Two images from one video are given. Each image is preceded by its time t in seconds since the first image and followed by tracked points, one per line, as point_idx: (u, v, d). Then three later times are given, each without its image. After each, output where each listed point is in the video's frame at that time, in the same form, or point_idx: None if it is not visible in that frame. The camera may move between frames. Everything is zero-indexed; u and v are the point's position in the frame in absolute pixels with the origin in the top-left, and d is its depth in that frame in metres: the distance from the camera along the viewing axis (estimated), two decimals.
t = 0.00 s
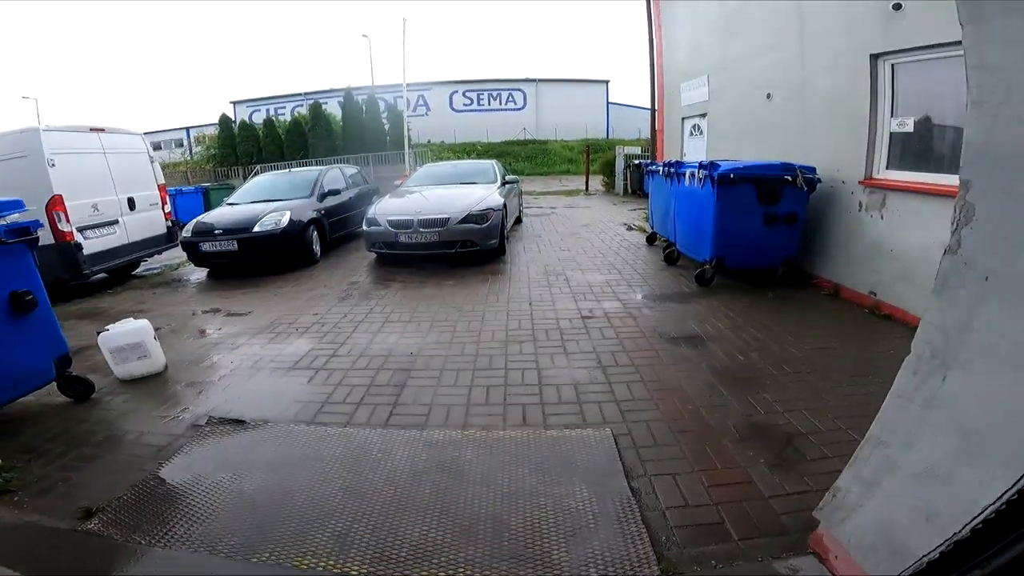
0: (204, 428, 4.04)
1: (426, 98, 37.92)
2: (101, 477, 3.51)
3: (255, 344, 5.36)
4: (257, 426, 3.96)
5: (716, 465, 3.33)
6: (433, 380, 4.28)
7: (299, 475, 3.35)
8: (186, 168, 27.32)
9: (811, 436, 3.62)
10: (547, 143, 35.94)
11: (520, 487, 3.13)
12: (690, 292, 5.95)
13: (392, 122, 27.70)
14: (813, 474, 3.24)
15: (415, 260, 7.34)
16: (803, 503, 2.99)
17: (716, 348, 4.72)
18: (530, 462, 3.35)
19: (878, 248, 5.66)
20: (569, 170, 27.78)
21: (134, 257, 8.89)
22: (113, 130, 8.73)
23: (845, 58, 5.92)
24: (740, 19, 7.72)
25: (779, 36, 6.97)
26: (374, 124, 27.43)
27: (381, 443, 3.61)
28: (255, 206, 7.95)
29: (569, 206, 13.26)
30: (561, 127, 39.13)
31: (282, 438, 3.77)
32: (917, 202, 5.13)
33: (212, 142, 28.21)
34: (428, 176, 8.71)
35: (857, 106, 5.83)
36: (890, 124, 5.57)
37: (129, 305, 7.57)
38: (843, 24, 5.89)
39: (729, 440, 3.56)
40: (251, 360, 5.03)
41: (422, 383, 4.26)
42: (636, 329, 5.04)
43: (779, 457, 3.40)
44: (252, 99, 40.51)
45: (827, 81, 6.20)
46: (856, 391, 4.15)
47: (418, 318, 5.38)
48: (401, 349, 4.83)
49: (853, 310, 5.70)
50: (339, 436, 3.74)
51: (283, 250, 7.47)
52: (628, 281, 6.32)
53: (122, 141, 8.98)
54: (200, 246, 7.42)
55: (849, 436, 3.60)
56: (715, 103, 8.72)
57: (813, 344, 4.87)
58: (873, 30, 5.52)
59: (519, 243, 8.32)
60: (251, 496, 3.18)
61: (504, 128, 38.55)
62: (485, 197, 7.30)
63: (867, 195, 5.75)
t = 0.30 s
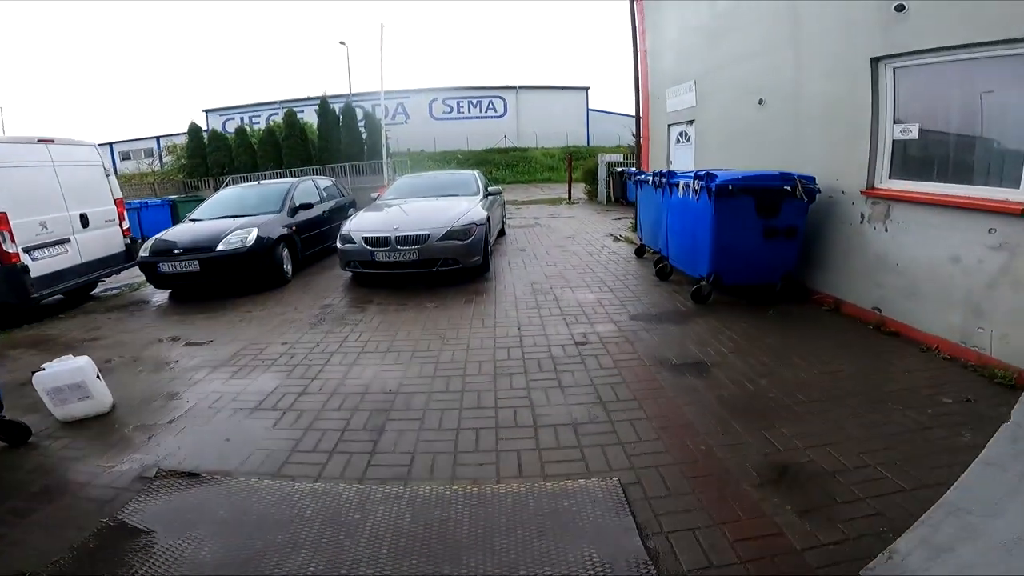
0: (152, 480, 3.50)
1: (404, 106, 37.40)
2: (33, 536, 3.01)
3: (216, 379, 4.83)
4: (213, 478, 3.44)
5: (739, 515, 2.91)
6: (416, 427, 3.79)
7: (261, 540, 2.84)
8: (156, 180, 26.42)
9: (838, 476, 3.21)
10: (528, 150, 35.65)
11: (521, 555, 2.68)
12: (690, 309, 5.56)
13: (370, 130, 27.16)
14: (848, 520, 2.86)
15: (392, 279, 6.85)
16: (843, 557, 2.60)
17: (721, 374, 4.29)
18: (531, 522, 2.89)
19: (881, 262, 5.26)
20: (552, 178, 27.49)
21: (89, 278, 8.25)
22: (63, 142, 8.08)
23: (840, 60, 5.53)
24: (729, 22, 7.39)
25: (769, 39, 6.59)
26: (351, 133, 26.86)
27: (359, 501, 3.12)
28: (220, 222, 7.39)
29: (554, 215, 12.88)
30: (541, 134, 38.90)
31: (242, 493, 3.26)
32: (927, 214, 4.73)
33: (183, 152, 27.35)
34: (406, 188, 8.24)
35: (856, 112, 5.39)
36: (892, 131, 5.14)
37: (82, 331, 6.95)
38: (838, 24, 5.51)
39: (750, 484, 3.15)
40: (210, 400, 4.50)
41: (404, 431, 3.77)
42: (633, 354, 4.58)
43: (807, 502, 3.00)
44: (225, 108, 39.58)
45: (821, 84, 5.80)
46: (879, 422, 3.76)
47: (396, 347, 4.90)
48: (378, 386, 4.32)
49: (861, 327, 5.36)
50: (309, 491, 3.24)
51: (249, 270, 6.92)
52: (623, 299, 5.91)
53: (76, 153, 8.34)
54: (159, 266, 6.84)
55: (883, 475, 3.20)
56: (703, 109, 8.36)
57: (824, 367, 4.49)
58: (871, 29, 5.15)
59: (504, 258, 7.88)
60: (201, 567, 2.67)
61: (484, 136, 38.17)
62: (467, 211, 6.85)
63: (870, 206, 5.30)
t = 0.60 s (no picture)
0: (91, 535, 3.02)
1: (385, 115, 36.96)
2: None
3: (173, 415, 4.36)
4: (159, 534, 2.99)
5: (761, 566, 2.55)
6: (392, 472, 3.36)
7: None
8: (127, 193, 25.61)
9: (863, 514, 2.88)
10: (511, 158, 35.42)
11: None
12: (686, 327, 5.22)
13: (349, 140, 26.67)
14: (882, 568, 2.51)
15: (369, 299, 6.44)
16: None
17: (724, 400, 3.93)
18: None
19: (881, 273, 4.92)
20: (535, 187, 27.24)
21: (44, 302, 7.69)
22: (16, 156, 7.55)
23: (835, 60, 5.26)
24: (716, 25, 7.14)
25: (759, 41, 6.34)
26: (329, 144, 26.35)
27: (327, 563, 2.68)
28: (184, 241, 6.92)
29: (539, 226, 12.55)
30: (524, 142, 38.71)
31: (190, 554, 2.80)
32: (930, 222, 4.44)
33: (155, 164, 26.56)
34: (384, 201, 7.84)
35: (854, 116, 5.11)
36: (891, 136, 4.87)
37: (32, 359, 6.40)
38: (832, 24, 5.27)
39: (768, 527, 2.80)
40: (165, 438, 4.03)
41: (381, 476, 3.34)
42: (629, 381, 4.17)
43: (834, 547, 2.65)
44: (200, 119, 38.77)
45: (815, 87, 5.54)
46: (900, 450, 3.44)
47: (371, 376, 4.49)
48: (352, 425, 3.89)
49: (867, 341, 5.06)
50: (269, 550, 2.80)
51: (214, 291, 6.45)
52: (615, 316, 5.56)
53: (30, 168, 7.81)
54: (116, 289, 6.35)
55: (916, 514, 2.87)
56: (690, 115, 8.09)
57: (833, 388, 4.17)
58: (868, 27, 4.88)
59: (487, 274, 7.51)
60: None
61: (466, 145, 37.87)
62: (447, 226, 6.49)
63: (869, 215, 4.98)
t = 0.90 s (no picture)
0: None
1: (377, 120, 36.60)
2: None
3: (132, 442, 3.94)
4: None
5: None
6: (369, 515, 2.94)
7: None
8: (111, 200, 25.05)
9: (904, 555, 2.53)
10: (504, 164, 35.11)
11: None
12: (691, 342, 4.88)
13: (340, 145, 26.28)
14: None
15: (353, 314, 6.06)
16: None
17: (739, 425, 3.57)
18: None
19: (899, 284, 4.60)
20: (529, 193, 26.95)
21: (9, 316, 7.23)
22: None
23: (846, 57, 4.95)
24: (715, 24, 6.84)
25: (762, 41, 6.02)
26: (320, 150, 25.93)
27: None
28: (157, 252, 6.51)
29: (532, 233, 12.21)
30: (517, 147, 38.46)
31: None
32: (956, 228, 4.12)
33: (141, 170, 26.05)
34: (370, 209, 7.47)
35: (867, 117, 4.79)
36: (909, 138, 4.55)
37: None
38: (842, 21, 4.96)
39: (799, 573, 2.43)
40: (119, 470, 3.61)
41: (357, 519, 2.92)
42: (632, 406, 3.77)
43: None
44: (190, 125, 38.27)
45: (824, 87, 5.22)
46: (937, 481, 3.08)
47: (351, 401, 4.10)
48: (327, 458, 3.49)
49: (884, 356, 4.73)
50: None
51: (187, 306, 6.04)
52: (615, 332, 5.20)
53: None
54: (82, 304, 5.94)
55: (967, 557, 2.51)
56: (689, 118, 7.77)
57: (854, 409, 3.83)
58: (882, 21, 4.57)
59: (479, 286, 7.14)
60: None
61: (459, 150, 37.56)
62: (436, 235, 6.13)
63: (887, 222, 4.66)
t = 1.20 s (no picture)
0: None
1: (373, 124, 36.37)
2: None
3: (103, 462, 3.65)
4: None
5: None
6: (355, 548, 2.62)
7: None
8: (102, 204, 24.68)
9: None
10: (501, 167, 34.90)
11: None
12: (698, 354, 4.65)
13: (334, 148, 26.01)
14: None
15: (344, 324, 5.82)
16: None
17: (754, 444, 3.33)
18: None
19: (917, 292, 4.39)
20: (526, 196, 26.75)
21: None
22: None
23: (858, 56, 4.75)
24: (718, 23, 6.64)
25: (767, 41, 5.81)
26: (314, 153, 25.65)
27: None
28: (139, 259, 6.26)
29: (530, 238, 11.97)
30: (513, 150, 38.27)
31: None
32: (978, 233, 3.91)
33: (132, 174, 25.71)
34: (363, 214, 7.23)
35: (881, 118, 4.58)
36: (926, 140, 4.34)
37: None
38: (852, 17, 4.76)
39: None
40: (87, 492, 3.32)
41: (341, 552, 2.61)
42: (639, 428, 3.48)
43: None
44: (183, 128, 37.91)
45: (834, 87, 5.01)
46: (972, 504, 2.84)
47: (339, 419, 3.84)
48: (310, 483, 3.19)
49: (901, 367, 4.50)
50: None
51: (170, 316, 5.78)
52: (618, 343, 4.96)
53: None
54: (60, 314, 5.67)
55: None
56: (691, 120, 7.56)
57: (874, 426, 3.61)
58: (896, 17, 4.36)
59: (475, 294, 6.90)
60: None
61: (455, 153, 37.34)
62: (430, 242, 5.90)
63: (903, 228, 4.45)
